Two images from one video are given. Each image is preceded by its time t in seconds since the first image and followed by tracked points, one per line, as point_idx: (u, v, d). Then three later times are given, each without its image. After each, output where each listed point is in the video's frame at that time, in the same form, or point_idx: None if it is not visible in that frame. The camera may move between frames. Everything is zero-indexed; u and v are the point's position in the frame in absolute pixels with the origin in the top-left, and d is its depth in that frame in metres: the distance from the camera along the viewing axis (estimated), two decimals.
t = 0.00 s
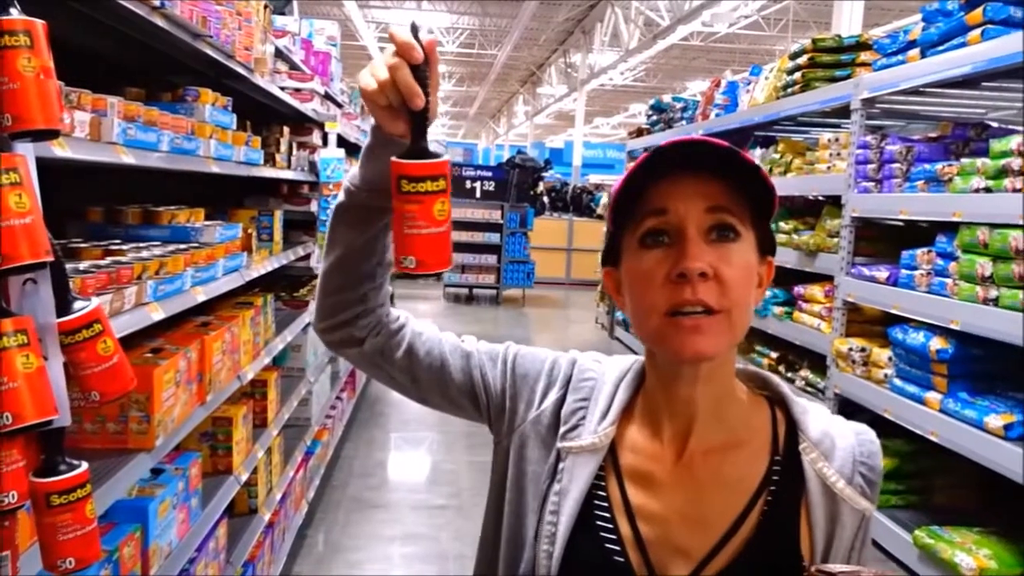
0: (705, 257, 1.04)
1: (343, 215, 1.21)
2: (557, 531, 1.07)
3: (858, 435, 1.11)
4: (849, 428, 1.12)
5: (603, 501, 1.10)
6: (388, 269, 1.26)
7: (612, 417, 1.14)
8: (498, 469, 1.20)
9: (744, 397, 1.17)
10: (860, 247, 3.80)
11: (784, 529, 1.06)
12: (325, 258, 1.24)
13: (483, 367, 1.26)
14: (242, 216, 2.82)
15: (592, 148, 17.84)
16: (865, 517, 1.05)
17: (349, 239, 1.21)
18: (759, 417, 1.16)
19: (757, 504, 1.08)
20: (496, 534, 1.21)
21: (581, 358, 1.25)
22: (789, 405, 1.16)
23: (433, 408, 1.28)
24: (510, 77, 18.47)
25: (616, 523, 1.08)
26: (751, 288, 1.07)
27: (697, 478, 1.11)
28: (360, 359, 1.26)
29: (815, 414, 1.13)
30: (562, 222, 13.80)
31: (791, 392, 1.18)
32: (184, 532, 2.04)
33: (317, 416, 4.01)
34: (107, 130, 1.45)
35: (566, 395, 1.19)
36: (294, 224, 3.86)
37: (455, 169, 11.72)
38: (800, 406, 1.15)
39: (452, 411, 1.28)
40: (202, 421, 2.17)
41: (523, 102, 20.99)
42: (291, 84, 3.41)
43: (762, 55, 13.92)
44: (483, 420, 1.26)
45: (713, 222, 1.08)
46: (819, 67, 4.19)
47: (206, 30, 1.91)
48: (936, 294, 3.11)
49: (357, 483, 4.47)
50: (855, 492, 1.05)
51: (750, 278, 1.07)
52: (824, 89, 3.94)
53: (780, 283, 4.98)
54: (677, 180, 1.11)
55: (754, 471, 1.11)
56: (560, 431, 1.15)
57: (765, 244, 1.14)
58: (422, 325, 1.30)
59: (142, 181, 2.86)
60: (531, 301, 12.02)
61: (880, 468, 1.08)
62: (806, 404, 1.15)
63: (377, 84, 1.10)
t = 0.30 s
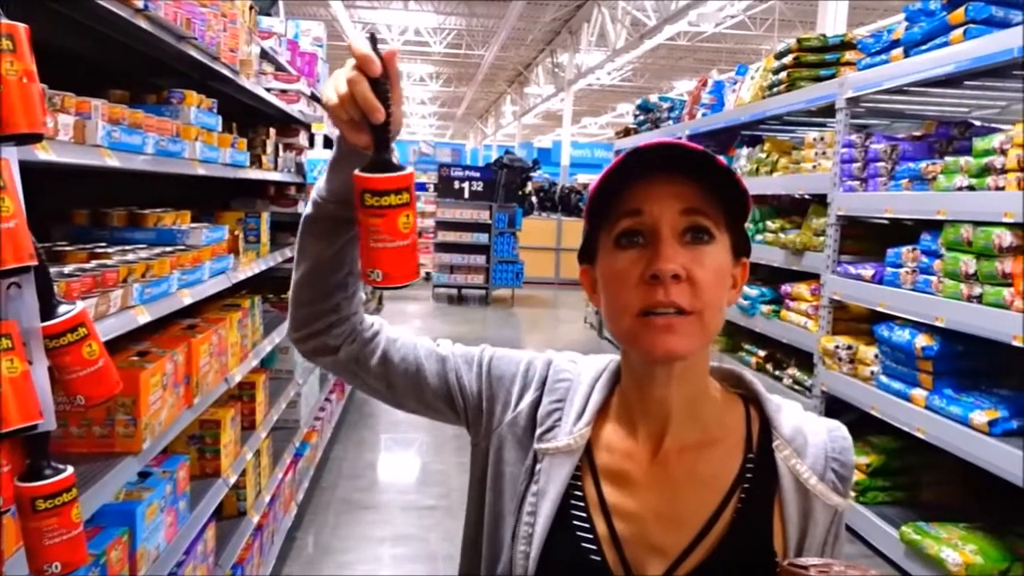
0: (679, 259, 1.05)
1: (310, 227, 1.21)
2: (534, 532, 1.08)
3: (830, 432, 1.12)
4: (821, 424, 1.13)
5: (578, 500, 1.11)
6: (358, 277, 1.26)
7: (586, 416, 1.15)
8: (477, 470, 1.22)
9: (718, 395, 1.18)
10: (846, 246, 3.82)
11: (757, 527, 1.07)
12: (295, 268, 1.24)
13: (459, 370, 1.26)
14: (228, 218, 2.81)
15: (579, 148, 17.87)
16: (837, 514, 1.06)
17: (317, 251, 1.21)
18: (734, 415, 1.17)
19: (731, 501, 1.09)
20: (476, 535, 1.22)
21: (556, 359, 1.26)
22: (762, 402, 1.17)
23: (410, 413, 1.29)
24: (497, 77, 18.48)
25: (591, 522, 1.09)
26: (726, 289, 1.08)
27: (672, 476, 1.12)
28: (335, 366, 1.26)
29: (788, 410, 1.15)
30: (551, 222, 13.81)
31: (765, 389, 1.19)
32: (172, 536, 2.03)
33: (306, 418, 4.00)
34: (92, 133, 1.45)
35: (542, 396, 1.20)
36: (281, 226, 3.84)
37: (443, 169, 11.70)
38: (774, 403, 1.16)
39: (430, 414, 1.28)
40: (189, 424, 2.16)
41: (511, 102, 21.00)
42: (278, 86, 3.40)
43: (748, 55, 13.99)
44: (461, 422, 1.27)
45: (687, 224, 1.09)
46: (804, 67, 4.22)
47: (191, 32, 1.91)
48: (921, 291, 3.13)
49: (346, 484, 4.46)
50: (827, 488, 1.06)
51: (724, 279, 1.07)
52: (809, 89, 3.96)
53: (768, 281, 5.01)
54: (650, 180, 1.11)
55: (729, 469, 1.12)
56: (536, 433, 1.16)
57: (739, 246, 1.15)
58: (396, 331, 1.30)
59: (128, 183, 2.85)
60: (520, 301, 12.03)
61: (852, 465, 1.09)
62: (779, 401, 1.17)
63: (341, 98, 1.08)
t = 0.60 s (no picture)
0: (662, 266, 1.05)
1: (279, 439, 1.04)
2: (518, 543, 1.08)
3: (821, 437, 1.12)
4: (812, 429, 1.13)
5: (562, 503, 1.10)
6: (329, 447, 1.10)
7: (569, 425, 1.14)
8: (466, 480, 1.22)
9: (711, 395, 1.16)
10: (837, 245, 3.83)
11: (743, 529, 1.07)
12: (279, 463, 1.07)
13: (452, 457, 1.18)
14: (219, 220, 2.80)
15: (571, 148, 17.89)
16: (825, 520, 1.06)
17: (296, 464, 1.05)
18: (726, 416, 1.15)
19: (718, 501, 1.09)
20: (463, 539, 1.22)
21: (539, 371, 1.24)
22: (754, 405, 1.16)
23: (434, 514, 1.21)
24: (488, 77, 18.48)
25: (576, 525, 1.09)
26: (713, 295, 1.08)
27: (662, 473, 1.11)
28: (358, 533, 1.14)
29: (780, 414, 1.14)
30: (543, 222, 13.82)
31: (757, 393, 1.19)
32: (163, 540, 2.02)
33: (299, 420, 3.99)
34: (80, 137, 1.44)
35: (524, 413, 1.19)
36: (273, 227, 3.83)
37: (435, 170, 11.68)
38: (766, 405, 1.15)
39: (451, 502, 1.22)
40: (180, 428, 2.15)
41: (502, 102, 21.00)
42: (268, 87, 3.40)
43: (739, 55, 14.02)
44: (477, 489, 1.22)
45: (673, 230, 1.08)
46: (794, 67, 4.23)
47: (180, 35, 1.90)
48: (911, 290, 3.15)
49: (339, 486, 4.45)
50: (816, 493, 1.06)
51: (711, 287, 1.08)
52: (799, 88, 3.98)
53: (760, 280, 5.02)
54: (640, 185, 1.10)
55: (719, 471, 1.11)
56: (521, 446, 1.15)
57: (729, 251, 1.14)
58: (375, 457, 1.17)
59: (117, 185, 2.84)
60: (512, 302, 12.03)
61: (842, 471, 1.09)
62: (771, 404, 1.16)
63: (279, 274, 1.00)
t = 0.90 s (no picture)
0: (599, 269, 1.06)
1: None
2: (486, 541, 1.14)
3: (786, 416, 1.16)
4: (778, 408, 1.17)
5: (530, 494, 1.15)
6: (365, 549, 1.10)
7: (530, 423, 1.18)
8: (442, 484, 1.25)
9: (678, 381, 1.18)
10: (826, 241, 3.84)
11: (709, 509, 1.11)
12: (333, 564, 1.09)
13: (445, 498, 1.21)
14: (207, 218, 2.79)
15: (563, 146, 17.88)
16: (788, 499, 1.10)
17: None
18: (692, 401, 1.18)
19: (685, 483, 1.12)
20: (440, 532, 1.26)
21: (498, 370, 1.27)
22: (720, 388, 1.19)
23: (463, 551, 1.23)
24: (480, 76, 18.45)
25: (544, 514, 1.13)
26: (662, 294, 1.07)
27: (630, 458, 1.14)
28: None
29: (747, 393, 1.17)
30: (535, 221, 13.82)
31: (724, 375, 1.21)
32: (151, 537, 2.02)
33: (289, 418, 3.98)
34: (63, 131, 1.44)
35: (486, 415, 1.23)
36: (262, 225, 3.82)
37: (426, 168, 11.60)
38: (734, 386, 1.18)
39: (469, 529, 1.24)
40: (167, 425, 2.15)
41: (494, 101, 20.97)
42: (256, 85, 3.38)
43: (730, 53, 14.04)
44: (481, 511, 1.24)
45: (609, 235, 1.07)
46: (783, 63, 4.24)
47: (164, 30, 1.90)
48: (899, 285, 3.16)
49: (330, 484, 4.44)
50: (779, 474, 1.10)
51: (659, 285, 1.06)
52: (787, 85, 3.99)
53: (750, 277, 5.03)
54: (575, 190, 1.10)
55: (684, 455, 1.14)
56: (486, 448, 1.20)
57: (694, 243, 1.11)
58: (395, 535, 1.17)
59: (102, 183, 2.82)
60: (504, 300, 12.01)
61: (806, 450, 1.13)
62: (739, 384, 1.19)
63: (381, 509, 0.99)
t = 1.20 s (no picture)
0: (588, 261, 1.06)
1: None
2: (482, 539, 1.13)
3: (778, 410, 1.16)
4: (770, 402, 1.17)
5: (525, 491, 1.14)
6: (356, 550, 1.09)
7: (524, 420, 1.17)
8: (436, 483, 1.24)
9: (670, 377, 1.18)
10: (819, 237, 3.85)
11: (705, 503, 1.11)
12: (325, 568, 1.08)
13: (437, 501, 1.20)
14: (199, 217, 2.78)
15: (556, 144, 17.87)
16: (782, 492, 1.11)
17: None
18: (685, 396, 1.18)
19: (680, 478, 1.13)
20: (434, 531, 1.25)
21: (491, 367, 1.27)
22: (713, 382, 1.19)
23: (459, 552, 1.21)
24: (472, 74, 18.42)
25: (539, 511, 1.13)
26: (654, 289, 1.07)
27: (624, 452, 1.15)
28: None
29: (739, 388, 1.17)
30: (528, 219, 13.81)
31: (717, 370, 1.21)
32: (145, 537, 2.01)
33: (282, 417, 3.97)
34: (54, 130, 1.43)
35: (480, 412, 1.22)
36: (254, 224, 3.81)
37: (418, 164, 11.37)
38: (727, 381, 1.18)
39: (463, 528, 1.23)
40: (161, 424, 2.14)
41: (486, 98, 20.94)
42: (247, 83, 3.37)
43: (722, 50, 14.05)
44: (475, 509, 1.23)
45: (598, 227, 1.07)
46: (775, 60, 4.24)
47: (155, 28, 1.89)
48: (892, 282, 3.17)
49: (325, 484, 4.43)
50: (773, 467, 1.10)
51: (649, 280, 1.06)
52: (780, 82, 3.99)
53: (743, 274, 5.03)
54: (567, 179, 1.09)
55: (678, 450, 1.14)
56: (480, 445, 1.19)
57: (687, 240, 1.11)
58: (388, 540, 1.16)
59: (93, 182, 2.80)
60: (498, 298, 12.01)
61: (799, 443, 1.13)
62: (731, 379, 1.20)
63: (385, 554, 0.96)
